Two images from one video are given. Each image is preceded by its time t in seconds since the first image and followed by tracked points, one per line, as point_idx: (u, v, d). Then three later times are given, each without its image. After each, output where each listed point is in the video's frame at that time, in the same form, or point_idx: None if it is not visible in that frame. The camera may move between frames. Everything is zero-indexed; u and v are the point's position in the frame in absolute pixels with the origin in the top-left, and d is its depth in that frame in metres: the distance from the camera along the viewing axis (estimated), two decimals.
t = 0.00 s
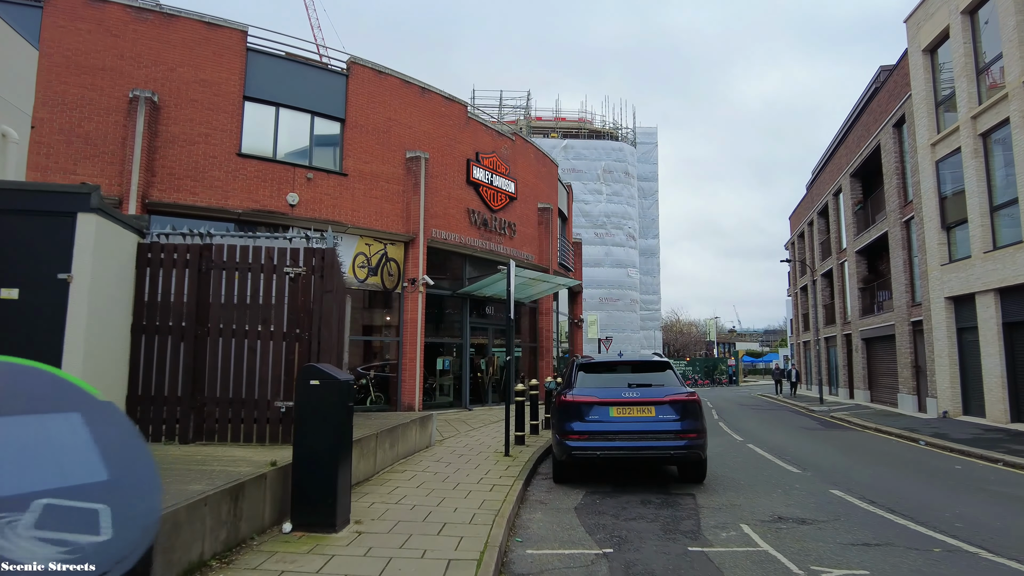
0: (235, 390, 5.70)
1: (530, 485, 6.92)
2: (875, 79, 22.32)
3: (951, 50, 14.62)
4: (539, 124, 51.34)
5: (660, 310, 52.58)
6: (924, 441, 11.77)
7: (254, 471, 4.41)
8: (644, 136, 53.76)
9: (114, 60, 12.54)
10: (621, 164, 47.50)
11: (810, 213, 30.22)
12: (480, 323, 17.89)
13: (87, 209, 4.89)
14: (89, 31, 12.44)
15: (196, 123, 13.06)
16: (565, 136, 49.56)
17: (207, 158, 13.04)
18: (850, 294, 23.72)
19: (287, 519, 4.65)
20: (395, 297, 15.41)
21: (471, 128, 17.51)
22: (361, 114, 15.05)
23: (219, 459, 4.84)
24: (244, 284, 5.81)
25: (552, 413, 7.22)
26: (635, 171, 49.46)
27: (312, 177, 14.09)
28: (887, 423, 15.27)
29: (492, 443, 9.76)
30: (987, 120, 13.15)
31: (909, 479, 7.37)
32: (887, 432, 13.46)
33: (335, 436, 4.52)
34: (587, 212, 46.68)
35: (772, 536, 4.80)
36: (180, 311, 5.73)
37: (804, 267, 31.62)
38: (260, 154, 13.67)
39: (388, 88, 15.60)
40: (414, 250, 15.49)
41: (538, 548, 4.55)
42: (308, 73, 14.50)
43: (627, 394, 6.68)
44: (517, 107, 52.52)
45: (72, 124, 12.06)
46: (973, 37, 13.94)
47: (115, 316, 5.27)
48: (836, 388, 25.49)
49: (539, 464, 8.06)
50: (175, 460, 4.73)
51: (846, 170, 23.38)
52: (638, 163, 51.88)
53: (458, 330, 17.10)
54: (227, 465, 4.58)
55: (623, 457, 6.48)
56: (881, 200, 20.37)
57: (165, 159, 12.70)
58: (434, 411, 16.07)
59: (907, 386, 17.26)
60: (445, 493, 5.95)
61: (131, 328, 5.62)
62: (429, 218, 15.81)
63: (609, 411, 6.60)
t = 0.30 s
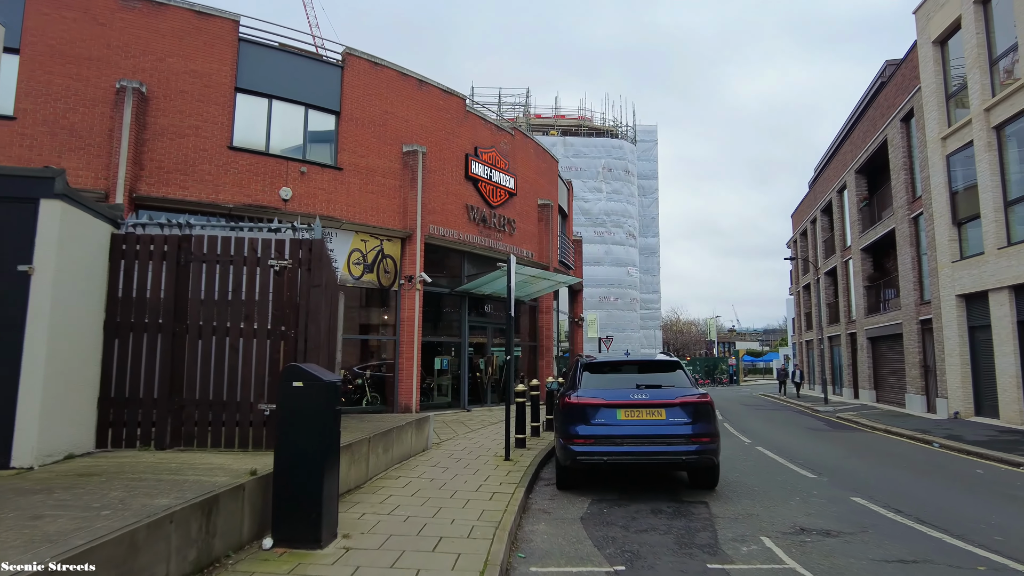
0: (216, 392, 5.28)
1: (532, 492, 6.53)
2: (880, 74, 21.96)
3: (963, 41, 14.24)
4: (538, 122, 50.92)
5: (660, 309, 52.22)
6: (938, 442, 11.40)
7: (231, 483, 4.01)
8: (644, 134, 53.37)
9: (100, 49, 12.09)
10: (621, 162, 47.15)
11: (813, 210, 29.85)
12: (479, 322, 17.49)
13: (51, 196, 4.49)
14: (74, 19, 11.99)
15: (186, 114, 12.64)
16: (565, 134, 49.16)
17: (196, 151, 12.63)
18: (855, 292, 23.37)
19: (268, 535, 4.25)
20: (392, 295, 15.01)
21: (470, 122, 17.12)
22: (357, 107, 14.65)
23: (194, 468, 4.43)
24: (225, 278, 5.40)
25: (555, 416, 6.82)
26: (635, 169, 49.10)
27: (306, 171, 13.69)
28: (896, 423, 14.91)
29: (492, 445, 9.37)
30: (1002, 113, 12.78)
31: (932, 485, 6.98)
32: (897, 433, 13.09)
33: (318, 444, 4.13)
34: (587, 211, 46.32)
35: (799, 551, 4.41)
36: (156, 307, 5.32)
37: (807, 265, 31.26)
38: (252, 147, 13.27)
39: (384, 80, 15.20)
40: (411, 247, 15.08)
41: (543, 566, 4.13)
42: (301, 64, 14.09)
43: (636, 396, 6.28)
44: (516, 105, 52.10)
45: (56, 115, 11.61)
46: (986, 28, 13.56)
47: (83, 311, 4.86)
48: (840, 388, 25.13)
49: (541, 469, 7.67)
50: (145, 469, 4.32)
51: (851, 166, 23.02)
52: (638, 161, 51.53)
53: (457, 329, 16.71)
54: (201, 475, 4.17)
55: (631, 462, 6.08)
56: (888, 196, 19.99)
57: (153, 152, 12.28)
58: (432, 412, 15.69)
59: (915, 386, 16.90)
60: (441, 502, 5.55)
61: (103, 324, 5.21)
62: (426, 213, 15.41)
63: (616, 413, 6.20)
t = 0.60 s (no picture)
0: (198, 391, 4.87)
1: (539, 499, 6.13)
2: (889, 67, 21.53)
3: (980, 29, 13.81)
4: (539, 118, 50.44)
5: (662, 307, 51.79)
6: (958, 443, 10.98)
7: (209, 494, 3.60)
8: (646, 130, 52.83)
9: (88, 35, 11.64)
10: (623, 158, 46.75)
11: (819, 207, 29.43)
12: (479, 319, 17.07)
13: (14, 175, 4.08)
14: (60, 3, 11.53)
15: (177, 103, 12.22)
16: (566, 130, 48.73)
17: (188, 141, 12.20)
18: (862, 289, 22.93)
19: (251, 551, 3.84)
20: (391, 291, 14.60)
21: (471, 113, 16.69)
22: (355, 97, 14.22)
23: (170, 475, 4.01)
24: (207, 268, 4.99)
25: (563, 418, 6.41)
26: (637, 166, 48.68)
27: (302, 162, 13.26)
28: (910, 424, 14.50)
29: (495, 447, 8.96)
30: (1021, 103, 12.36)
31: (964, 491, 6.56)
32: (912, 434, 12.70)
33: (307, 450, 3.72)
34: (588, 207, 45.91)
35: (836, 568, 4.01)
36: (132, 300, 4.90)
37: (812, 262, 30.85)
38: (246, 137, 12.85)
39: (383, 70, 14.78)
40: (410, 241, 14.66)
41: None
42: (297, 53, 13.68)
43: (651, 397, 5.87)
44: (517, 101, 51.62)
45: (41, 103, 11.16)
46: (1005, 15, 13.14)
47: (49, 303, 4.45)
48: (847, 387, 24.71)
49: (547, 473, 7.25)
50: (116, 476, 3.91)
51: (858, 161, 22.60)
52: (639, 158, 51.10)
53: (458, 326, 16.29)
54: (176, 485, 3.75)
55: (647, 468, 5.66)
56: (899, 191, 19.54)
57: (144, 142, 11.85)
58: (432, 411, 15.27)
59: (926, 386, 16.49)
60: (443, 512, 5.13)
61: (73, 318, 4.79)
62: (426, 207, 14.98)
63: (630, 415, 5.79)
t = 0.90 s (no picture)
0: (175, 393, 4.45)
1: (546, 509, 5.71)
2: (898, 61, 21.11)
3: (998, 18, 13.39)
4: (540, 116, 50.02)
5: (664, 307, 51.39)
6: (978, 447, 10.56)
7: (179, 511, 3.19)
8: (647, 128, 52.30)
9: (75, 22, 11.22)
10: (624, 156, 46.35)
11: (824, 205, 29.02)
12: (480, 318, 16.65)
13: None
14: None
15: (169, 94, 11.80)
16: (567, 128, 48.31)
17: (180, 133, 11.78)
18: (871, 288, 22.50)
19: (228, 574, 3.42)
20: (389, 288, 14.19)
21: (472, 107, 16.26)
22: (352, 89, 13.80)
23: (139, 488, 3.58)
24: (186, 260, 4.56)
25: (572, 422, 6.00)
26: (639, 164, 48.26)
27: (298, 155, 12.84)
28: (924, 425, 14.08)
29: (497, 451, 8.53)
30: None
31: (1000, 500, 6.14)
32: (928, 437, 12.28)
33: (289, 463, 3.31)
34: (590, 206, 45.51)
35: None
36: (103, 294, 4.48)
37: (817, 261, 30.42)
38: (240, 130, 12.42)
39: (382, 61, 14.35)
40: (409, 237, 14.24)
41: None
42: (293, 43, 13.26)
43: (668, 400, 5.45)
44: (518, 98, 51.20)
45: (26, 92, 10.74)
46: None
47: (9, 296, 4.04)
48: (854, 387, 24.28)
49: (554, 481, 6.83)
50: (77, 489, 3.49)
51: (867, 157, 22.17)
52: (641, 156, 50.67)
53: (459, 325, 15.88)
54: (143, 500, 3.33)
55: (664, 477, 5.24)
56: (909, 188, 19.11)
57: (133, 134, 11.43)
58: (432, 413, 14.86)
59: (939, 386, 16.10)
60: (443, 526, 4.72)
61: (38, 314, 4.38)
62: (426, 202, 14.56)
63: (645, 420, 5.38)
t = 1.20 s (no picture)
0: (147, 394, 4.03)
1: (554, 520, 5.29)
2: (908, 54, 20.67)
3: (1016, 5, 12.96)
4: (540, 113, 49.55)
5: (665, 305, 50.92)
6: (1000, 449, 10.14)
7: (138, 531, 2.76)
8: (649, 126, 51.82)
9: (60, 7, 10.79)
10: (626, 154, 45.89)
11: (830, 202, 28.58)
12: (481, 316, 16.22)
13: None
14: None
15: (159, 83, 11.36)
16: (568, 125, 47.84)
17: (170, 124, 11.35)
18: (879, 285, 22.07)
19: None
20: (388, 285, 13.77)
21: (472, 99, 15.83)
22: (349, 79, 13.37)
23: (96, 505, 3.15)
24: (158, 248, 4.13)
25: (581, 425, 5.58)
26: (640, 162, 47.80)
27: (292, 147, 12.41)
28: (938, 426, 13.66)
29: (500, 455, 8.11)
30: None
31: None
32: (945, 438, 11.85)
33: (266, 475, 2.90)
34: (591, 204, 45.07)
35: None
36: (66, 286, 4.03)
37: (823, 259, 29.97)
38: (233, 121, 11.99)
39: (380, 51, 13.93)
40: (408, 232, 13.82)
41: None
42: (288, 31, 12.83)
43: (686, 402, 5.03)
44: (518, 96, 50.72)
45: (9, 80, 10.31)
46: None
47: None
48: (861, 387, 23.86)
49: (561, 487, 6.40)
50: (25, 506, 3.06)
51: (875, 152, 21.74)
52: (643, 154, 50.23)
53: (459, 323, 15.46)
54: (98, 519, 2.91)
55: (683, 485, 4.82)
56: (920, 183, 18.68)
57: (121, 124, 11.00)
58: (432, 413, 14.44)
59: (952, 386, 15.69)
60: (443, 540, 4.30)
61: None
62: (425, 197, 14.14)
63: (662, 423, 4.96)
